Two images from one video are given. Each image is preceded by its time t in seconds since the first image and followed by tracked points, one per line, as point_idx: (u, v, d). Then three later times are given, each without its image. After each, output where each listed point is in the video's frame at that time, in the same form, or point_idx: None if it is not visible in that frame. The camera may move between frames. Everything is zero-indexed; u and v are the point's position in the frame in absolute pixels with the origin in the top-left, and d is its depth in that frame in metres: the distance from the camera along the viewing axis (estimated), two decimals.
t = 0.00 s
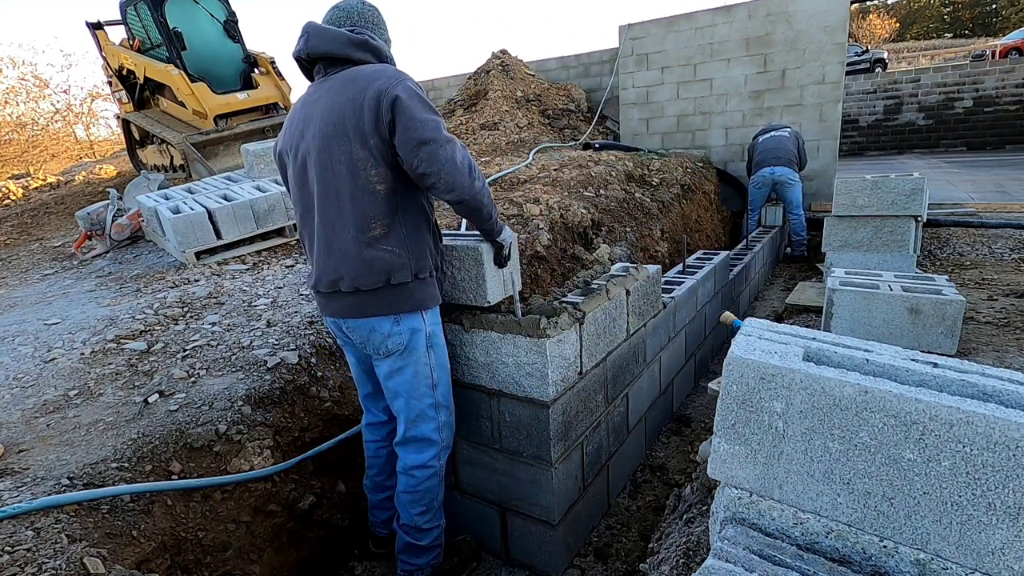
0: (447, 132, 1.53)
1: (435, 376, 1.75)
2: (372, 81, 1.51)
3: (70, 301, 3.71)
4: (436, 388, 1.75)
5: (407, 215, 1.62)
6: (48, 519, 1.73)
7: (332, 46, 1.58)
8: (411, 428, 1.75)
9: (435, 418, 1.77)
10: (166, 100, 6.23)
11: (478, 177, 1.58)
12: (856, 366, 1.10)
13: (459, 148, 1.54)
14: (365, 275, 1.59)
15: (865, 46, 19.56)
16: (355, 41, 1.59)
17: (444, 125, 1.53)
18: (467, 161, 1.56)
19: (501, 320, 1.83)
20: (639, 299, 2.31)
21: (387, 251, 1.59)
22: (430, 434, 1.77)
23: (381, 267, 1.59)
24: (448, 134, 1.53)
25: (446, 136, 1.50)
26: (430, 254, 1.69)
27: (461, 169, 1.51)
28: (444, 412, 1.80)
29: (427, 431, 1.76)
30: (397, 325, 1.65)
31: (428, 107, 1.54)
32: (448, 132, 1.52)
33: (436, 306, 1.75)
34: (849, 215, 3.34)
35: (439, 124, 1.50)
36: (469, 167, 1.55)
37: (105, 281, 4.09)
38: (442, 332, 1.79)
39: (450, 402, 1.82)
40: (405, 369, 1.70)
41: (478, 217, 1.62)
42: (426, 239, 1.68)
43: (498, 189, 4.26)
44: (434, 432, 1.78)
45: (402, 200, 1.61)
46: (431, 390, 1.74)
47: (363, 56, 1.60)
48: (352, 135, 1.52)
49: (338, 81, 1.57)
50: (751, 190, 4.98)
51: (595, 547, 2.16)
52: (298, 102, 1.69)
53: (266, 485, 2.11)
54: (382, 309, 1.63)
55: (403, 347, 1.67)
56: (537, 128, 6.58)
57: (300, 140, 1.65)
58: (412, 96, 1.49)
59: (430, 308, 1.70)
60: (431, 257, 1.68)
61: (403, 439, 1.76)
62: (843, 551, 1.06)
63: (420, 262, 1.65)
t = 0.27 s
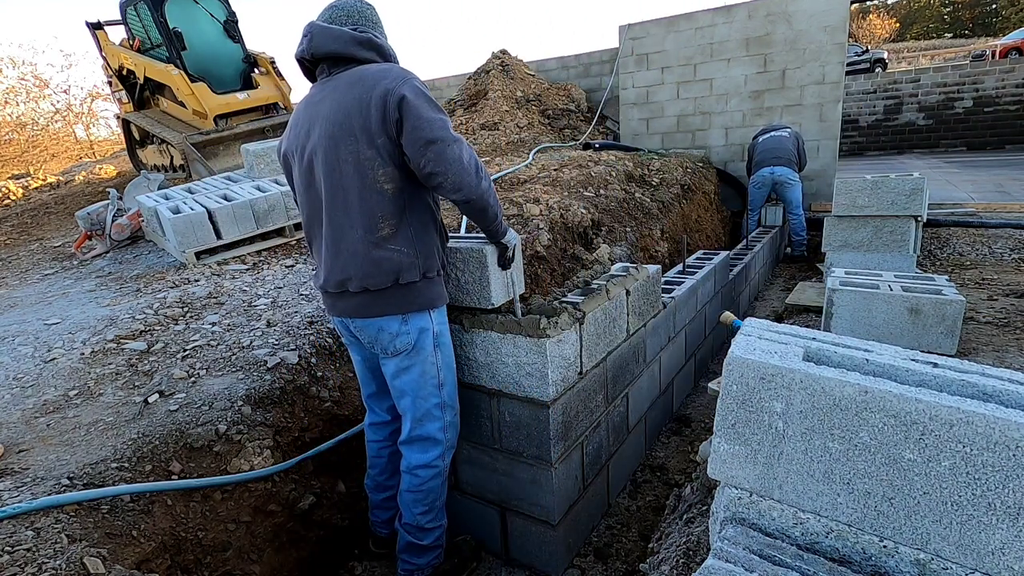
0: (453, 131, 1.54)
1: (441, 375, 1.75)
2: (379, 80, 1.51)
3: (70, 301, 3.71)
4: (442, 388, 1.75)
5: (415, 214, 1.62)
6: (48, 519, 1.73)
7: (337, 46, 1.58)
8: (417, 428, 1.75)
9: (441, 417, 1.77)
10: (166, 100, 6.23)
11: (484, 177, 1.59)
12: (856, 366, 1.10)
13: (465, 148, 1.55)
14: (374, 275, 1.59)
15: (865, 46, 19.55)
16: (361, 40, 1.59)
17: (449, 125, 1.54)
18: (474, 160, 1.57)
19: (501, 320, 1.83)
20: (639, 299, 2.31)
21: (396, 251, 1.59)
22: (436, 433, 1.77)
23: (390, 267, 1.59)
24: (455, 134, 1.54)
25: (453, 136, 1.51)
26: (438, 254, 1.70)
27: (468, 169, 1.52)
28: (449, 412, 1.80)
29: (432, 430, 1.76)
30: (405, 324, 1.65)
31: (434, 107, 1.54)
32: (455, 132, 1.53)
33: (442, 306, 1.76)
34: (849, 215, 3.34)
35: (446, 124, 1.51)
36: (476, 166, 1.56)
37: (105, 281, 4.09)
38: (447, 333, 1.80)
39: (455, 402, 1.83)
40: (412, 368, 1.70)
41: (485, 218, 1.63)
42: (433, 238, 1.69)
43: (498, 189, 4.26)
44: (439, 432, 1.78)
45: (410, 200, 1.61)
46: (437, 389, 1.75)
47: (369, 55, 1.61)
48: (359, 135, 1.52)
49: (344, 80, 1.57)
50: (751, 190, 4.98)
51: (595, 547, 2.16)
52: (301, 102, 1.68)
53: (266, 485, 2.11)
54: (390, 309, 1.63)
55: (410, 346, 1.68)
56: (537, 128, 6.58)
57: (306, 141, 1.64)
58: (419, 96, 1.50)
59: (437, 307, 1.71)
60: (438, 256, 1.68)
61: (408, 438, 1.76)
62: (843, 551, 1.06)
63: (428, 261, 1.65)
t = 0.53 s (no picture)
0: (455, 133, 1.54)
1: (444, 375, 1.75)
2: (382, 81, 1.51)
3: (70, 301, 3.71)
4: (445, 388, 1.76)
5: (417, 214, 1.63)
6: (48, 519, 1.73)
7: (340, 46, 1.58)
8: (419, 428, 1.75)
9: (443, 417, 1.77)
10: (166, 100, 6.23)
11: (486, 179, 1.60)
12: (856, 366, 1.10)
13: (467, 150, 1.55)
14: (378, 275, 1.59)
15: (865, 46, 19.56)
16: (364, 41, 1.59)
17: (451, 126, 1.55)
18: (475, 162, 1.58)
19: (501, 320, 1.83)
20: (640, 299, 2.31)
21: (400, 251, 1.59)
22: (438, 433, 1.77)
23: (394, 267, 1.59)
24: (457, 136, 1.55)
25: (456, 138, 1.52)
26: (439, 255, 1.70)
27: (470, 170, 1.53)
28: (451, 412, 1.80)
29: (434, 430, 1.76)
30: (409, 325, 1.65)
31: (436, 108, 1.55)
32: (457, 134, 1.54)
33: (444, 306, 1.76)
34: (849, 215, 3.34)
35: (449, 125, 1.52)
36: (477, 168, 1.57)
37: (104, 281, 4.09)
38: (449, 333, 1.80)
39: (457, 402, 1.83)
40: (415, 368, 1.70)
41: (486, 221, 1.63)
42: (435, 238, 1.69)
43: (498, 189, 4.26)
44: (441, 432, 1.78)
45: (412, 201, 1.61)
46: (440, 389, 1.75)
47: (371, 56, 1.61)
48: (363, 135, 1.51)
49: (347, 81, 1.56)
50: (751, 190, 4.98)
51: (595, 547, 2.16)
52: (303, 103, 1.67)
53: (266, 484, 2.11)
54: (393, 310, 1.63)
55: (414, 347, 1.68)
56: (537, 128, 6.58)
57: (308, 141, 1.63)
58: (423, 96, 1.51)
59: (439, 308, 1.71)
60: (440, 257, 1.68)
61: (411, 438, 1.76)
62: (843, 551, 1.06)
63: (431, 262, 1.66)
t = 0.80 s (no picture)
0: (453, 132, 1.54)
1: (444, 375, 1.75)
2: (381, 80, 1.51)
3: (70, 301, 3.71)
4: (445, 387, 1.76)
5: (417, 213, 1.62)
6: (48, 519, 1.73)
7: (338, 47, 1.58)
8: (419, 427, 1.75)
9: (444, 417, 1.78)
10: (166, 100, 6.23)
11: (486, 178, 1.61)
12: (856, 366, 1.10)
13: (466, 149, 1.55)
14: (379, 274, 1.59)
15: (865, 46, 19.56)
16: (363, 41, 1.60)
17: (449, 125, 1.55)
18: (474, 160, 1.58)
19: (501, 321, 1.83)
20: (639, 299, 2.31)
21: (401, 251, 1.59)
22: (438, 432, 1.77)
23: (396, 266, 1.59)
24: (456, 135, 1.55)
25: (455, 136, 1.52)
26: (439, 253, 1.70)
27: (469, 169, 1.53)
28: (451, 411, 1.81)
29: (434, 430, 1.76)
30: (409, 325, 1.65)
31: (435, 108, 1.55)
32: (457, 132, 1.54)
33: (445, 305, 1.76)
34: (849, 215, 3.34)
35: (448, 124, 1.52)
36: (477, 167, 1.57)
37: (105, 281, 4.09)
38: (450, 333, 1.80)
39: (457, 402, 1.83)
40: (415, 368, 1.70)
41: (485, 220, 1.63)
42: (436, 238, 1.69)
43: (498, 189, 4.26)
44: (441, 431, 1.78)
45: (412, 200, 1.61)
46: (440, 389, 1.75)
47: (369, 56, 1.61)
48: (363, 134, 1.51)
49: (347, 81, 1.56)
50: (750, 190, 4.98)
51: (595, 547, 2.16)
52: (302, 103, 1.67)
53: (266, 485, 2.11)
54: (394, 310, 1.63)
55: (414, 347, 1.68)
56: (537, 128, 6.58)
57: (308, 141, 1.63)
58: (422, 96, 1.51)
59: (440, 307, 1.71)
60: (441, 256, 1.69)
61: (411, 437, 1.76)
62: (843, 551, 1.06)
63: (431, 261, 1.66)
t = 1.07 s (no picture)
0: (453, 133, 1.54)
1: (447, 375, 1.75)
2: (382, 81, 1.51)
3: (70, 301, 3.71)
4: (447, 387, 1.76)
5: (419, 214, 1.62)
6: (48, 519, 1.73)
7: (337, 47, 1.58)
8: (421, 427, 1.75)
9: (446, 417, 1.78)
10: (166, 100, 6.23)
11: (486, 178, 1.61)
12: (856, 366, 1.10)
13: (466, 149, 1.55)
14: (381, 275, 1.58)
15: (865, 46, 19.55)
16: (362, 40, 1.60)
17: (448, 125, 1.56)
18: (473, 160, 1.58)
19: (501, 321, 1.84)
20: (640, 299, 2.31)
21: (403, 251, 1.59)
22: (441, 432, 1.77)
23: (398, 267, 1.59)
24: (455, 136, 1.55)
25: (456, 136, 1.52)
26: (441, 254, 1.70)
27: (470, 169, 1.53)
28: (454, 411, 1.81)
29: (437, 429, 1.77)
30: (413, 325, 1.65)
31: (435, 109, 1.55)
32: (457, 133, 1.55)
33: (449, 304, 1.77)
34: (849, 215, 3.34)
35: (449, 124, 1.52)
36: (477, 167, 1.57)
37: (105, 281, 4.09)
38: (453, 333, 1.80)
39: (460, 402, 1.83)
40: (419, 367, 1.70)
41: (485, 220, 1.63)
42: (438, 238, 1.69)
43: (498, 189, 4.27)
44: (444, 431, 1.78)
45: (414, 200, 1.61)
46: (443, 389, 1.75)
47: (368, 55, 1.61)
48: (364, 135, 1.51)
49: (347, 82, 1.56)
50: (750, 190, 4.98)
51: (595, 547, 2.16)
52: (302, 104, 1.66)
53: (266, 484, 2.11)
54: (397, 310, 1.63)
55: (418, 346, 1.68)
56: (537, 128, 6.58)
57: (309, 143, 1.62)
58: (422, 95, 1.51)
59: (444, 307, 1.72)
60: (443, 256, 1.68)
61: (413, 436, 1.77)
62: (843, 551, 1.06)
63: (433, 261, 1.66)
